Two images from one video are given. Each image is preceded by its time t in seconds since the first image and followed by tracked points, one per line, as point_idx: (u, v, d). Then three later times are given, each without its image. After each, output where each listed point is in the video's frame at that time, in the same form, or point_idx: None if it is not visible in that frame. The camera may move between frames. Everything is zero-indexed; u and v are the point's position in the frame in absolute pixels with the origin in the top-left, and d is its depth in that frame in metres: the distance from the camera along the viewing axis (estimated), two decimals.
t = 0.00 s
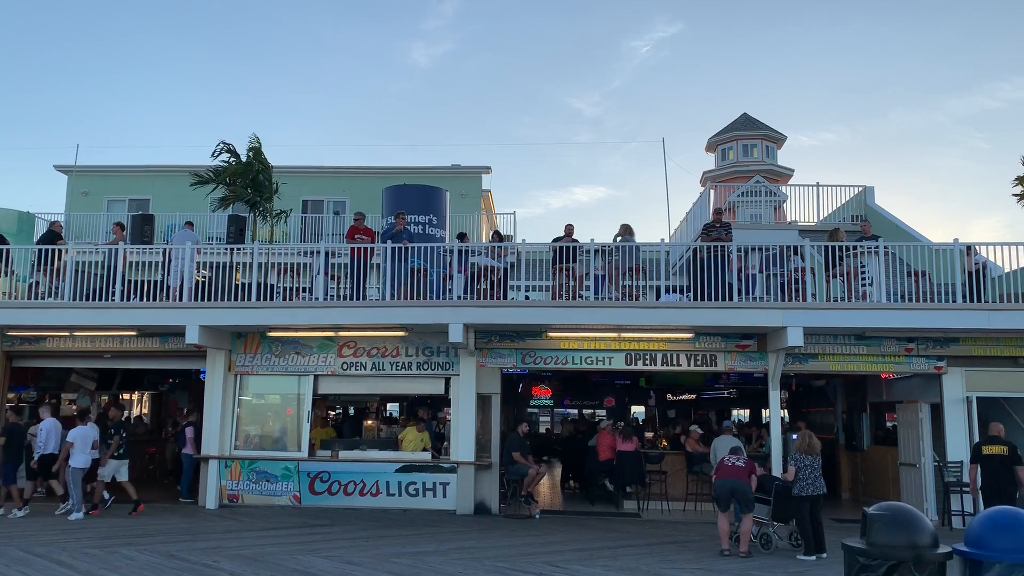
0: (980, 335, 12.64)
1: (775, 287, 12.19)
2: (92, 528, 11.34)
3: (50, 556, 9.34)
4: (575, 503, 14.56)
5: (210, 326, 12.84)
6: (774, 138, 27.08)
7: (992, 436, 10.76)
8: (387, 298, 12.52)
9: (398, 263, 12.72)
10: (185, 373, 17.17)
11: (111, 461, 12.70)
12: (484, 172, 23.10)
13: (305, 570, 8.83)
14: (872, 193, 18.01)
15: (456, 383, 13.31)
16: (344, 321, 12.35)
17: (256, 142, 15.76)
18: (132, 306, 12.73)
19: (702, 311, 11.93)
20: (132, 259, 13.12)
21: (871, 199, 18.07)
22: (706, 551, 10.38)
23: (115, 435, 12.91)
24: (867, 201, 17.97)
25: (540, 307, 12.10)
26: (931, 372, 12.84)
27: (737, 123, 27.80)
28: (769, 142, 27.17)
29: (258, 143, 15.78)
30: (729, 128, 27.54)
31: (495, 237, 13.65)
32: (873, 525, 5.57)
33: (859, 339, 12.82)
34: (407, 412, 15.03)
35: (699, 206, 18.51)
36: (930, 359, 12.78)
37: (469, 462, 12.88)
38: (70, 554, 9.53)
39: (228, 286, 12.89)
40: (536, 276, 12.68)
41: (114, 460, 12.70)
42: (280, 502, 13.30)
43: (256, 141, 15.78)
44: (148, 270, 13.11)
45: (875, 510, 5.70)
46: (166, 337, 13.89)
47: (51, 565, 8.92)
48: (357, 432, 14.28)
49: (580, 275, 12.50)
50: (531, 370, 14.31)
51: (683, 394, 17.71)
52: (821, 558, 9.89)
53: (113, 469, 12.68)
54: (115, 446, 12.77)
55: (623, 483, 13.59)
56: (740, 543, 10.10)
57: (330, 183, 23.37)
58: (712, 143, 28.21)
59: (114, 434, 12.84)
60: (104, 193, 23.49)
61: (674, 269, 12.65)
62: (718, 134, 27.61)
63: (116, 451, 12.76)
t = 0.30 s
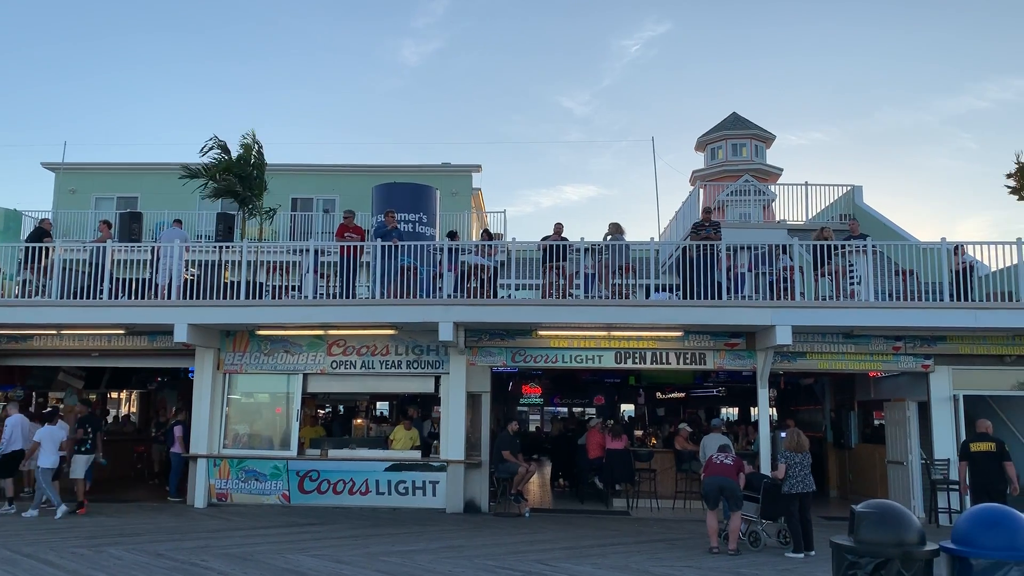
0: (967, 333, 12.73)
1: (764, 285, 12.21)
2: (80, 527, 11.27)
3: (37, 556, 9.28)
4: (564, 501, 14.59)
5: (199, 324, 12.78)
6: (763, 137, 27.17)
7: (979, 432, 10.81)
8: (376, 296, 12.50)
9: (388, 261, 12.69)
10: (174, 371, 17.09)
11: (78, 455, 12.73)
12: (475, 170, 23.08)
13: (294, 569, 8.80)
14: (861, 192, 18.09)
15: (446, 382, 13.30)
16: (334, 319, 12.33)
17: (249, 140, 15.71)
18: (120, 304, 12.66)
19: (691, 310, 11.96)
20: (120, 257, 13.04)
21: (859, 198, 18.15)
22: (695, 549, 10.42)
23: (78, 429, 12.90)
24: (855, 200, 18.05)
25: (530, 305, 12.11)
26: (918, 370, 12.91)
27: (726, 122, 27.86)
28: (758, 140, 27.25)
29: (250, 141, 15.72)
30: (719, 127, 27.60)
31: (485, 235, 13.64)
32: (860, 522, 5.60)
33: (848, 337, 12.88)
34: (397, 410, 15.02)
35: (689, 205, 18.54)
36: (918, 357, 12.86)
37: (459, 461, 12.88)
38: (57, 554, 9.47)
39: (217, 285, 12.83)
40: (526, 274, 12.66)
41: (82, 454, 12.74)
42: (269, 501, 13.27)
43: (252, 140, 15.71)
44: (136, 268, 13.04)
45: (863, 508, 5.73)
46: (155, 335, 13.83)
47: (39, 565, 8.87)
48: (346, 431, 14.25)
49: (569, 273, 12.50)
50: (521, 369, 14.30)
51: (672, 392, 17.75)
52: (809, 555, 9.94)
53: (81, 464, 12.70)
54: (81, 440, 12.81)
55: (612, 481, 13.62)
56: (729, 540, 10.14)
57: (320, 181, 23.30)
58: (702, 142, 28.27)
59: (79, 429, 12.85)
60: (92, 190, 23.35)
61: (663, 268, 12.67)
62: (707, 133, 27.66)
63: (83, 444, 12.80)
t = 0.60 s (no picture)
0: (947, 335, 12.84)
1: (747, 287, 12.26)
2: (60, 529, 11.17)
3: (15, 559, 9.18)
4: (548, 502, 14.59)
5: (181, 324, 12.69)
6: (746, 140, 27.31)
7: (966, 435, 10.91)
8: (360, 297, 12.45)
9: (372, 261, 12.66)
10: (156, 372, 16.97)
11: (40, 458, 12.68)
12: (461, 171, 23.05)
13: (277, 571, 8.75)
14: (843, 195, 18.22)
15: (430, 382, 13.28)
16: (318, 320, 12.28)
17: (224, 138, 15.59)
18: (101, 304, 12.55)
19: (675, 311, 12.00)
20: (101, 256, 12.92)
21: (841, 201, 18.28)
22: (679, 550, 10.45)
23: (39, 432, 12.85)
24: (838, 204, 18.17)
25: (514, 306, 12.10)
26: (899, 372, 13.01)
27: (710, 124, 27.98)
28: (742, 143, 27.40)
29: (226, 139, 15.60)
30: (703, 129, 27.71)
31: (470, 236, 13.61)
32: (842, 523, 5.63)
33: (830, 339, 12.96)
34: (381, 411, 14.95)
35: (672, 207, 18.60)
36: (899, 359, 12.96)
37: (442, 462, 12.85)
38: (37, 556, 9.37)
39: (200, 285, 12.74)
40: (511, 275, 12.66)
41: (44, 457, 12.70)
42: (251, 503, 13.19)
43: (225, 137, 15.61)
44: (118, 267, 12.93)
45: (845, 508, 5.76)
46: (136, 335, 13.73)
47: (18, 567, 8.78)
48: (329, 432, 14.17)
49: (554, 275, 12.49)
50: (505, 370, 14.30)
51: (656, 393, 17.81)
52: (792, 556, 9.98)
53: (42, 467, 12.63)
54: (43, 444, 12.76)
55: (596, 482, 13.64)
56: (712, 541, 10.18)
57: (304, 181, 23.20)
58: (686, 144, 28.37)
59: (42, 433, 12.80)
60: (73, 189, 23.16)
61: (647, 269, 12.69)
62: (691, 135, 27.76)
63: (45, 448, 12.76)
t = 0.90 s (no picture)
0: (922, 340, 12.98)
1: (725, 292, 12.30)
2: (32, 533, 11.02)
3: None
4: (526, 506, 14.59)
5: (157, 326, 12.58)
6: (725, 145, 27.51)
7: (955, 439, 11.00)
8: (339, 299, 12.39)
9: (351, 263, 12.60)
10: (132, 374, 16.80)
11: None
12: (441, 174, 23.03)
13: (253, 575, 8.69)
14: (820, 201, 18.39)
15: (409, 386, 13.24)
16: (297, 323, 12.21)
17: (202, 139, 15.46)
18: (76, 306, 12.40)
19: (654, 315, 12.05)
20: (76, 257, 12.78)
21: (818, 206, 18.45)
22: (657, 553, 10.50)
23: None
24: (815, 209, 18.33)
25: (493, 309, 12.10)
26: (874, 376, 13.12)
27: (689, 130, 28.15)
28: (721, 148, 27.59)
29: (203, 140, 15.48)
30: (682, 134, 27.87)
31: (449, 239, 13.59)
32: (816, 526, 5.68)
33: (806, 343, 13.07)
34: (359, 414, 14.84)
35: (651, 211, 18.67)
36: (875, 363, 13.08)
37: (421, 465, 12.82)
38: (9, 561, 9.25)
39: (177, 286, 12.64)
40: (491, 278, 12.65)
41: None
42: (228, 506, 13.08)
43: (199, 138, 15.47)
44: (93, 269, 12.78)
45: (820, 512, 5.81)
46: (112, 337, 13.59)
47: None
48: (306, 435, 14.08)
49: (534, 278, 12.48)
50: (485, 373, 14.29)
51: (635, 397, 17.88)
52: (769, 560, 10.01)
53: None
54: None
55: (575, 486, 13.66)
56: (689, 544, 10.23)
57: (282, 183, 23.08)
58: (665, 149, 28.53)
59: None
60: (48, 189, 22.89)
61: (627, 273, 12.74)
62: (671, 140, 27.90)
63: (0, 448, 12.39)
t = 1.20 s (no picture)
0: (895, 344, 13.13)
1: (701, 295, 12.37)
2: None
3: None
4: (503, 508, 14.58)
5: (130, 327, 12.43)
6: (702, 149, 27.70)
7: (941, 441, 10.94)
8: (316, 301, 12.32)
9: (328, 265, 12.54)
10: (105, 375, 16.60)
11: None
12: (419, 175, 22.98)
13: None
14: (795, 205, 18.57)
15: (385, 388, 13.18)
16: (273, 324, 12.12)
17: (183, 139, 15.31)
18: (48, 306, 12.23)
19: (631, 318, 12.10)
20: (48, 257, 12.62)
21: (794, 211, 18.63)
22: (632, 555, 10.53)
23: None
24: (790, 214, 18.50)
25: (470, 311, 12.11)
26: (848, 379, 13.26)
27: (667, 134, 28.30)
28: (698, 152, 27.78)
29: (184, 140, 15.33)
30: (660, 138, 28.02)
31: (427, 241, 13.56)
32: (791, 528, 5.72)
33: (781, 346, 13.18)
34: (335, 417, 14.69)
35: (629, 214, 18.74)
36: (848, 366, 13.23)
37: (397, 468, 12.77)
38: None
39: (150, 287, 12.50)
40: (469, 281, 12.67)
41: None
42: (202, 509, 12.95)
43: (182, 138, 15.32)
44: (65, 268, 12.61)
45: (794, 514, 5.85)
46: (84, 338, 13.42)
47: None
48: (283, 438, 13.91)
49: (512, 280, 12.49)
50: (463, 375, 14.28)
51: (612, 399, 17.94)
52: (744, 561, 10.07)
53: None
54: None
55: (551, 488, 13.67)
56: (664, 546, 10.27)
57: (259, 183, 22.92)
58: (643, 152, 28.67)
59: None
60: (20, 187, 22.56)
61: (604, 276, 12.77)
62: (648, 143, 28.04)
63: None
